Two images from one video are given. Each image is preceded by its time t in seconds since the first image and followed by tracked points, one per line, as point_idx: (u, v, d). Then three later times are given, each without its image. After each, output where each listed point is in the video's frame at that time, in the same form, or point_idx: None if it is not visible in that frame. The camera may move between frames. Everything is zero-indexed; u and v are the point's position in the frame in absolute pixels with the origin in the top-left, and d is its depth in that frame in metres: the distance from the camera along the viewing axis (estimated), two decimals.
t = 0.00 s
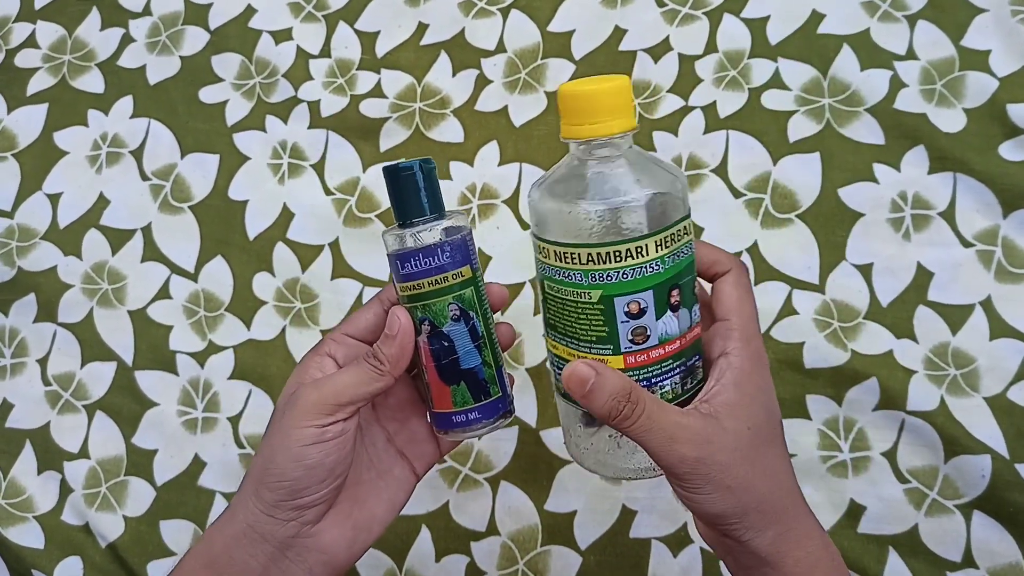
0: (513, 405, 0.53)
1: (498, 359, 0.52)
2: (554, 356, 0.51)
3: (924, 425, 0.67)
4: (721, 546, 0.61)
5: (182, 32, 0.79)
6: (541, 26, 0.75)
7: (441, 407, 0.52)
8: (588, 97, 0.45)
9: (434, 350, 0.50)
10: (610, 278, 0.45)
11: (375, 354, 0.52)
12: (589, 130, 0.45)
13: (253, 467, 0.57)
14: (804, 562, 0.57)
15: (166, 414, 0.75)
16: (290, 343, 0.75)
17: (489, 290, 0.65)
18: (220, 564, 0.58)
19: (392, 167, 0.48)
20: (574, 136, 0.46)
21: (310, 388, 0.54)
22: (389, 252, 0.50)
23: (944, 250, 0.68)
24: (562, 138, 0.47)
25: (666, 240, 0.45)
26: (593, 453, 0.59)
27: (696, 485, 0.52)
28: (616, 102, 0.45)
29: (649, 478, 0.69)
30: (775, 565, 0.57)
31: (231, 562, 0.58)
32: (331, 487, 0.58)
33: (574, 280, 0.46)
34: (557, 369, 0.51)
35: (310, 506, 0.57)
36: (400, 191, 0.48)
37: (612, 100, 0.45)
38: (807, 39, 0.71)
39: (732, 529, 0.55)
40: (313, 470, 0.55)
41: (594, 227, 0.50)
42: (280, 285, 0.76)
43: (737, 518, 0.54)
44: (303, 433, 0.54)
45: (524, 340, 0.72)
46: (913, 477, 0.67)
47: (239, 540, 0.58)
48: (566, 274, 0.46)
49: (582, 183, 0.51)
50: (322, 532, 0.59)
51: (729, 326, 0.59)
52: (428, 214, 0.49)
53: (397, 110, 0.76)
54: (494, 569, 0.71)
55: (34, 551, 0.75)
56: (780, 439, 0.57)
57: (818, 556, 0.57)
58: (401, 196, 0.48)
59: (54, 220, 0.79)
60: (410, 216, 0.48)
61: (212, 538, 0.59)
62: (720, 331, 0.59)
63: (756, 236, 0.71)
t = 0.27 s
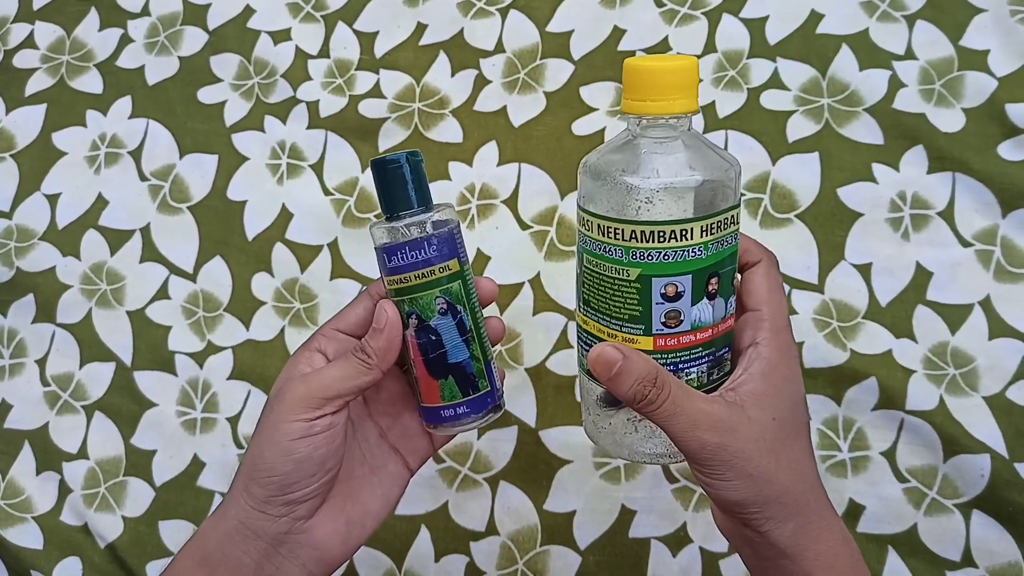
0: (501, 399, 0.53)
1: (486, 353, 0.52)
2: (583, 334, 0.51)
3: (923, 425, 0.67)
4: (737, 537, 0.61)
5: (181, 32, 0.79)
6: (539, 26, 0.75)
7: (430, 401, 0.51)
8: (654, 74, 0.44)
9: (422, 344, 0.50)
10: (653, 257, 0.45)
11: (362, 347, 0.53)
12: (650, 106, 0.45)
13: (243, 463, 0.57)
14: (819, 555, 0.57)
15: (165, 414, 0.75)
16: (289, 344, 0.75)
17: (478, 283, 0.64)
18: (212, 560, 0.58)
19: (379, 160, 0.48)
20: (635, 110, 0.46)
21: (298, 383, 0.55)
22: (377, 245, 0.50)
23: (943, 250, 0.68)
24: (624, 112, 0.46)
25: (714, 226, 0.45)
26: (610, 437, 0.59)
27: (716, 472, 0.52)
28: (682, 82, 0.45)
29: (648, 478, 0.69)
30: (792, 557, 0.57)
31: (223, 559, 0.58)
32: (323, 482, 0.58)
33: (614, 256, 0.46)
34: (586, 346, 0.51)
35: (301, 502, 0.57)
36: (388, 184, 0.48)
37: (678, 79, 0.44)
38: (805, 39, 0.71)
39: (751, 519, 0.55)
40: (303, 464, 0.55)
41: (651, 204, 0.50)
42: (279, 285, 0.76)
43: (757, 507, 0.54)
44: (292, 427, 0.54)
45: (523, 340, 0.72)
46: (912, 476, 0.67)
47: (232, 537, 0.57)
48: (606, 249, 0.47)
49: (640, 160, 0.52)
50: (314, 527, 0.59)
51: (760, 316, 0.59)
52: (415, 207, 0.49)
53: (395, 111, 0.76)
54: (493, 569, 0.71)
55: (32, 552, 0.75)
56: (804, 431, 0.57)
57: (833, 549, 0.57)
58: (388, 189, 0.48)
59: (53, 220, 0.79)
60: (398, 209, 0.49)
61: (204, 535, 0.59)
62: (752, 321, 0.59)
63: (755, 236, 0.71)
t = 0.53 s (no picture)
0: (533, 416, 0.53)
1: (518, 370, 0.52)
2: (534, 365, 0.50)
3: (923, 424, 0.67)
4: (711, 553, 0.61)
5: (180, 31, 0.79)
6: (539, 25, 0.75)
7: (463, 421, 0.51)
8: (572, 100, 0.45)
9: (455, 364, 0.49)
10: (602, 274, 0.45)
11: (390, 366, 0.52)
12: (572, 130, 0.45)
13: (262, 473, 0.57)
14: (796, 565, 0.57)
15: (165, 414, 0.75)
16: (289, 343, 0.75)
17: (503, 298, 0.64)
18: (224, 567, 0.58)
19: (409, 181, 0.46)
20: (554, 136, 0.46)
21: (322, 397, 0.54)
22: (406, 267, 0.48)
23: (943, 249, 0.68)
24: (545, 140, 0.47)
25: (651, 237, 0.45)
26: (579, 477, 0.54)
27: (686, 486, 0.51)
28: (600, 102, 0.45)
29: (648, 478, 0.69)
30: (767, 568, 0.57)
31: (235, 567, 0.58)
32: (340, 496, 0.57)
33: (564, 279, 0.45)
34: (539, 378, 0.50)
35: (318, 515, 0.57)
36: (419, 207, 0.46)
37: (591, 101, 0.45)
38: (805, 38, 0.71)
39: (725, 532, 0.55)
40: (323, 479, 0.55)
41: (579, 224, 0.49)
42: (278, 284, 0.76)
43: (730, 518, 0.54)
44: (315, 443, 0.53)
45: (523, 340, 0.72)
46: (911, 476, 0.67)
47: (245, 546, 0.57)
48: (554, 274, 0.45)
49: (562, 186, 0.51)
50: (328, 539, 0.59)
51: (704, 332, 0.59)
52: (447, 230, 0.47)
53: (395, 110, 0.76)
54: (493, 569, 0.71)
55: (32, 551, 0.75)
56: (766, 441, 0.57)
57: (810, 558, 0.57)
58: (419, 212, 0.46)
59: (52, 220, 0.79)
60: (429, 232, 0.47)
61: (217, 541, 0.59)
62: (697, 337, 0.59)
63: (754, 236, 0.71)
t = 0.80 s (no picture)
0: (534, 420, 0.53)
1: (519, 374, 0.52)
2: (532, 372, 0.50)
3: (923, 425, 0.67)
4: (706, 556, 0.60)
5: (180, 31, 0.79)
6: (539, 25, 0.75)
7: (464, 423, 0.51)
8: (560, 105, 0.45)
9: (457, 368, 0.49)
10: (601, 273, 0.45)
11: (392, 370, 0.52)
12: (559, 135, 0.45)
13: (262, 476, 0.57)
14: (790, 566, 0.57)
15: (165, 414, 0.75)
16: (289, 344, 0.75)
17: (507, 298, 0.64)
18: (224, 569, 0.58)
19: (413, 185, 0.46)
20: (543, 141, 0.46)
21: (323, 400, 0.54)
22: (410, 270, 0.48)
23: (943, 250, 0.68)
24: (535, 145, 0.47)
25: (645, 235, 0.46)
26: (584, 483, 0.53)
27: (686, 488, 0.51)
28: (587, 108, 0.45)
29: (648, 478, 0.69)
30: (764, 569, 0.57)
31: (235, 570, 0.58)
32: (340, 499, 0.58)
33: (563, 281, 0.45)
34: (539, 383, 0.49)
35: (318, 518, 0.57)
36: (423, 210, 0.46)
37: (578, 106, 0.45)
38: (805, 38, 0.71)
39: (724, 534, 0.55)
40: (323, 482, 0.55)
41: (574, 228, 0.49)
42: (278, 285, 0.76)
43: (730, 519, 0.54)
44: (316, 447, 0.54)
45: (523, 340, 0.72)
46: (912, 476, 0.67)
47: (244, 548, 0.57)
48: (552, 277, 0.45)
49: (559, 189, 0.50)
50: (328, 541, 0.59)
51: (695, 337, 0.60)
52: (451, 234, 0.47)
53: (395, 110, 0.76)
54: (493, 569, 0.71)
55: (33, 551, 0.75)
56: (761, 443, 0.58)
57: (804, 558, 0.58)
58: (423, 215, 0.46)
59: (52, 220, 0.79)
60: (433, 235, 0.47)
61: (217, 544, 0.59)
62: (688, 342, 0.60)
63: (754, 236, 0.71)
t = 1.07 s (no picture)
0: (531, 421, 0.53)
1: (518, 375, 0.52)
2: (533, 371, 0.49)
3: (922, 425, 0.67)
4: (703, 553, 0.61)
5: (179, 32, 0.79)
6: (538, 26, 0.75)
7: (462, 424, 0.51)
8: (563, 105, 0.45)
9: (457, 368, 0.49)
10: (610, 269, 0.45)
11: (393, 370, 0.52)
12: (564, 134, 0.45)
13: (263, 476, 0.56)
14: (787, 563, 0.57)
15: (164, 415, 0.75)
16: (288, 344, 0.75)
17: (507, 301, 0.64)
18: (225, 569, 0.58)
19: (418, 184, 0.46)
20: (548, 141, 0.46)
21: (325, 401, 0.54)
22: (413, 270, 0.48)
23: (942, 250, 0.68)
24: (539, 145, 0.47)
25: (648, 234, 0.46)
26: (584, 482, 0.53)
27: (680, 485, 0.51)
28: (591, 107, 0.45)
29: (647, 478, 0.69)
30: (761, 566, 0.57)
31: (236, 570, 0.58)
32: (341, 499, 0.57)
33: (571, 277, 0.45)
34: (542, 382, 0.49)
35: (319, 519, 0.57)
36: (427, 209, 0.46)
37: (584, 106, 0.45)
38: (805, 38, 0.71)
39: (719, 530, 0.55)
40: (325, 483, 0.55)
41: (571, 223, 0.49)
42: (278, 285, 0.76)
43: (723, 516, 0.54)
44: (317, 447, 0.53)
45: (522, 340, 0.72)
46: (911, 476, 0.67)
47: (246, 549, 0.57)
48: (561, 272, 0.45)
49: (560, 185, 0.51)
50: (328, 541, 0.59)
51: (686, 336, 0.60)
52: (454, 234, 0.47)
53: (394, 111, 0.76)
54: (493, 569, 0.71)
55: (32, 552, 0.75)
56: (756, 440, 0.58)
57: (801, 556, 0.58)
58: (427, 214, 0.46)
59: (52, 221, 0.79)
60: (436, 235, 0.47)
61: (217, 544, 0.59)
62: (680, 341, 0.59)
63: (754, 236, 0.71)
